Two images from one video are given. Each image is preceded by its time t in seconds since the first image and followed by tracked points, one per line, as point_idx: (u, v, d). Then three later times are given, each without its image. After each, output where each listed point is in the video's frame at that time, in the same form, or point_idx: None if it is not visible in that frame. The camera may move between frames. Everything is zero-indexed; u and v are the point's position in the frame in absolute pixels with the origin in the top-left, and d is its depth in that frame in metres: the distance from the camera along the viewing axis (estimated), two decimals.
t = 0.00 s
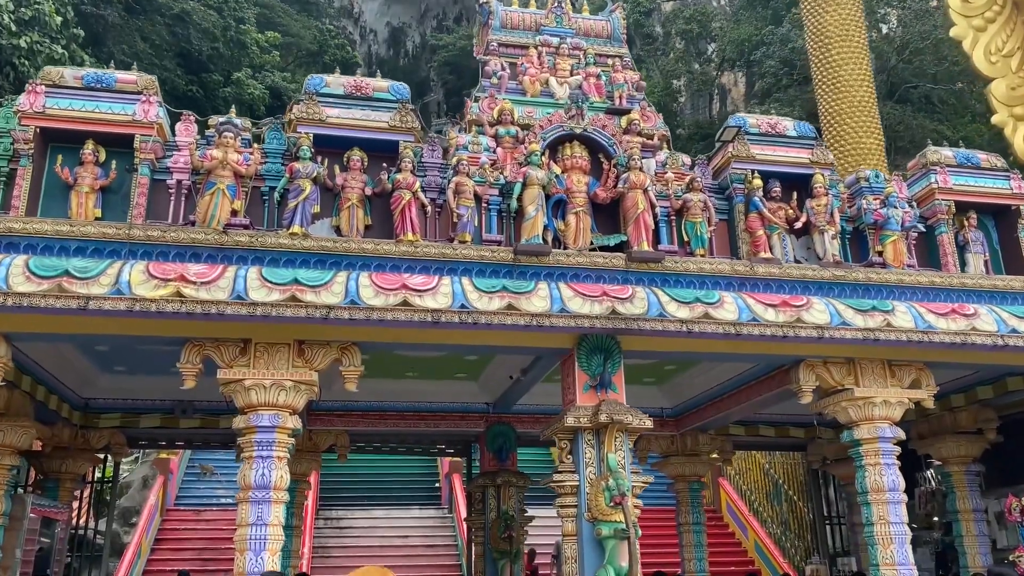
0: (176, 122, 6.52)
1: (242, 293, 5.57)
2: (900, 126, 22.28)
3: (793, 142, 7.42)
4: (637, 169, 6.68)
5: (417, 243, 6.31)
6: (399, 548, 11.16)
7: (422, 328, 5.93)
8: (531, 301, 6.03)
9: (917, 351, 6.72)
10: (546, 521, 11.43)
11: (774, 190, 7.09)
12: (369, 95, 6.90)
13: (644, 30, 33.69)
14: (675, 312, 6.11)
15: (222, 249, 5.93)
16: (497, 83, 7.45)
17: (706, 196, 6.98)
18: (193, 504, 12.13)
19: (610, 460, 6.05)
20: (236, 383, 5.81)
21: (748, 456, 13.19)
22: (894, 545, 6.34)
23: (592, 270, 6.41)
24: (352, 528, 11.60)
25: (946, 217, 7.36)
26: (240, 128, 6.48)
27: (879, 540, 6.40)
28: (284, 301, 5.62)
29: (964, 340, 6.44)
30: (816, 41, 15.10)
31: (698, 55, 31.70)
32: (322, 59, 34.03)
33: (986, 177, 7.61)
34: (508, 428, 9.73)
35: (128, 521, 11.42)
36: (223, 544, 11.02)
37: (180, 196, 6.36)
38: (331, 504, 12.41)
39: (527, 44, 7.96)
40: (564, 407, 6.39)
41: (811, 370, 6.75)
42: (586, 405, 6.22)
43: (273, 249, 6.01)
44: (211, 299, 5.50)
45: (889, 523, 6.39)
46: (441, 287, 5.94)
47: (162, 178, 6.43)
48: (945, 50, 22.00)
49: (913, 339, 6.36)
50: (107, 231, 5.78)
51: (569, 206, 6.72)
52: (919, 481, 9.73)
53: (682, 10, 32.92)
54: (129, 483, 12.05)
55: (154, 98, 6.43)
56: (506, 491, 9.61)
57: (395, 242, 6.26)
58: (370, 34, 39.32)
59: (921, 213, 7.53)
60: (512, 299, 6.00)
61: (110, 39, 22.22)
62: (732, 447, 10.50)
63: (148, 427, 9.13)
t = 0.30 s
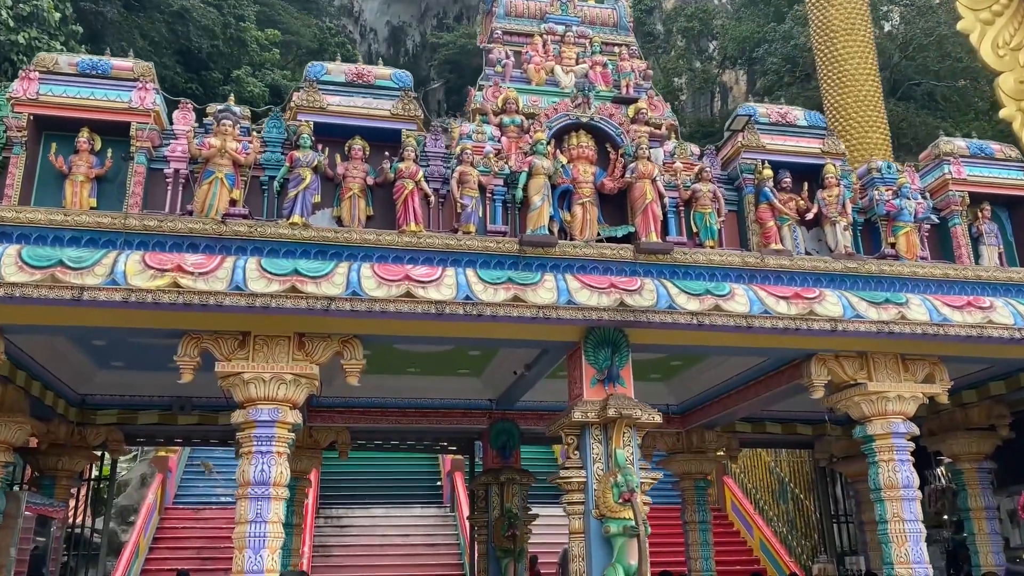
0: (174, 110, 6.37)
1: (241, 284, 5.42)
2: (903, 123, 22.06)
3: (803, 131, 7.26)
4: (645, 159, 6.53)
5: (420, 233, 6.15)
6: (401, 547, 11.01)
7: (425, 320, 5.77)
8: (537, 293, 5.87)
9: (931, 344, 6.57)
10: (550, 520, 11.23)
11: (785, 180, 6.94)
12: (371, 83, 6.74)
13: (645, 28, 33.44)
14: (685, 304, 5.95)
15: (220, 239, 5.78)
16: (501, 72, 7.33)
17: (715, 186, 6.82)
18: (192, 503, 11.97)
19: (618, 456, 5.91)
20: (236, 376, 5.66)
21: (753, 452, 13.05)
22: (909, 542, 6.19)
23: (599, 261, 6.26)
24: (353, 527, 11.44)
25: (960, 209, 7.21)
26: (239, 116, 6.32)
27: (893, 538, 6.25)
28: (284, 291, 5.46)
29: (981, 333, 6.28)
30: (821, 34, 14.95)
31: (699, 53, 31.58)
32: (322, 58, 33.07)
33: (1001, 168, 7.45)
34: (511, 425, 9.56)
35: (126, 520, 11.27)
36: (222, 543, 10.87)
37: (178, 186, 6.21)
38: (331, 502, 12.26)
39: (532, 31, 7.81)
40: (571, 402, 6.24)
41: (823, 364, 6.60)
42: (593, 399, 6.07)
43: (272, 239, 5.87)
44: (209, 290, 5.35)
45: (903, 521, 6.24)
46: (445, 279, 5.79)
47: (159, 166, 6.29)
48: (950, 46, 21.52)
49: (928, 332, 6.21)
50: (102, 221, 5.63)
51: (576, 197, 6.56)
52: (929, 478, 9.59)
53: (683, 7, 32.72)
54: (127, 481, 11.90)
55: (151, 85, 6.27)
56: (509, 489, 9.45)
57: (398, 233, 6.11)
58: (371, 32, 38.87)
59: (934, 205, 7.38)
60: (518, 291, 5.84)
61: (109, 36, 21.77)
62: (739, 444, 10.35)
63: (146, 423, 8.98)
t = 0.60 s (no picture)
0: (169, 95, 6.20)
1: (237, 272, 5.25)
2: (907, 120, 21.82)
3: (814, 119, 7.09)
4: (652, 146, 6.36)
5: (422, 221, 5.98)
6: (402, 545, 10.84)
7: (427, 311, 5.60)
8: (543, 283, 5.70)
9: (947, 336, 6.40)
10: (553, 518, 11.05)
11: (795, 168, 6.78)
12: (371, 68, 6.56)
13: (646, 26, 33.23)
14: (694, 294, 5.78)
15: (216, 227, 5.61)
16: (505, 58, 7.14)
17: (724, 174, 6.66)
18: (190, 501, 11.79)
19: (626, 451, 5.74)
20: (233, 367, 5.49)
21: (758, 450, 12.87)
22: (924, 539, 6.02)
23: (606, 251, 6.09)
24: (353, 525, 11.27)
25: (974, 198, 7.05)
26: (236, 101, 6.15)
27: (908, 535, 6.08)
28: (282, 280, 5.29)
29: (998, 324, 6.12)
30: (826, 27, 14.80)
31: (700, 50, 31.37)
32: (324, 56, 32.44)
33: (1015, 157, 7.28)
34: (514, 421, 9.38)
35: (122, 518, 11.10)
36: (220, 541, 10.70)
37: (173, 173, 6.04)
38: (331, 500, 12.08)
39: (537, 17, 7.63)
40: (577, 395, 6.08)
41: (835, 357, 6.43)
42: (600, 392, 5.91)
43: (270, 228, 5.70)
44: (205, 279, 5.18)
45: (919, 518, 6.07)
46: (448, 268, 5.62)
47: (153, 153, 6.12)
48: (953, 43, 21.22)
49: (944, 323, 6.04)
50: (95, 207, 5.46)
51: (581, 185, 6.40)
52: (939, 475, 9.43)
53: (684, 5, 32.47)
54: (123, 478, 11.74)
55: (145, 69, 6.09)
56: (511, 486, 9.27)
57: (399, 221, 5.93)
58: (372, 31, 38.32)
59: (948, 194, 7.21)
60: (523, 281, 5.67)
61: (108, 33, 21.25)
62: (746, 441, 10.17)
63: (142, 419, 8.80)
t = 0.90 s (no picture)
0: (165, 83, 6.03)
1: (236, 263, 5.08)
2: (911, 118, 21.58)
3: (827, 109, 6.92)
4: (662, 135, 6.19)
5: (426, 212, 5.81)
6: (404, 546, 10.67)
7: (432, 304, 5.43)
8: (551, 275, 5.53)
9: (965, 331, 6.23)
10: (557, 517, 10.89)
11: (808, 159, 6.61)
12: (373, 55, 6.39)
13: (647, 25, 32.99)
14: (707, 287, 5.61)
15: (214, 217, 5.44)
16: (511, 46, 6.97)
17: (736, 165, 6.49)
18: (189, 500, 11.62)
19: (636, 448, 5.56)
20: (231, 362, 5.33)
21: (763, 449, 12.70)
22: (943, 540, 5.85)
23: (615, 243, 5.92)
24: (354, 525, 11.11)
25: (992, 190, 6.89)
26: (235, 89, 5.99)
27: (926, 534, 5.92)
28: (282, 272, 5.13)
29: (1018, 319, 5.95)
30: (833, 22, 14.65)
31: (702, 49, 31.08)
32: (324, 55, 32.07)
33: None
34: (519, 419, 9.24)
35: (120, 518, 10.93)
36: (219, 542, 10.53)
37: (170, 163, 5.88)
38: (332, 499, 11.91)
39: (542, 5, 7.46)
40: (586, 391, 5.91)
41: (850, 353, 6.26)
42: (610, 388, 5.74)
43: (270, 219, 5.53)
44: (202, 270, 5.01)
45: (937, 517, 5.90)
46: (453, 260, 5.45)
47: (150, 142, 5.96)
48: (957, 40, 20.81)
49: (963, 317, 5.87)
50: (89, 197, 5.29)
51: (589, 175, 6.23)
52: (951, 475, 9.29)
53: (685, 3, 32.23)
54: (120, 478, 11.57)
55: (141, 56, 5.93)
56: (516, 485, 9.09)
57: (403, 212, 5.77)
58: (371, 30, 37.90)
59: (963, 186, 7.05)
60: (530, 272, 5.50)
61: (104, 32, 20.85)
62: (754, 439, 10.01)
63: (139, 417, 8.64)
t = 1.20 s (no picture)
0: (165, 68, 5.87)
1: (237, 251, 4.92)
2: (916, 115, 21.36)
3: (843, 96, 6.76)
4: (675, 121, 6.03)
5: (432, 199, 5.65)
6: (407, 544, 10.50)
7: (439, 294, 5.26)
8: (562, 264, 5.36)
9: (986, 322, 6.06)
10: (563, 516, 10.72)
11: (824, 147, 6.45)
12: (378, 39, 6.23)
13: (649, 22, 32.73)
14: (722, 277, 5.44)
15: (214, 204, 5.28)
16: (518, 31, 6.79)
17: (750, 152, 6.33)
18: (189, 499, 11.45)
19: (650, 443, 5.43)
20: (233, 353, 5.16)
21: (771, 446, 12.54)
22: (964, 537, 5.67)
23: (627, 232, 5.76)
24: (357, 523, 10.94)
25: (1011, 179, 6.73)
26: (236, 73, 5.82)
27: (946, 532, 5.74)
28: (284, 259, 4.95)
29: None
30: (840, 15, 14.49)
31: (704, 47, 30.59)
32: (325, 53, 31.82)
33: None
34: (524, 416, 9.03)
35: (119, 516, 10.76)
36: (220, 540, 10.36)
37: (169, 149, 5.71)
38: (334, 498, 11.75)
39: None
40: (597, 384, 5.75)
41: (867, 345, 6.10)
42: (622, 380, 5.58)
43: (272, 206, 5.37)
44: (202, 257, 4.84)
45: (958, 514, 5.74)
46: (461, 249, 5.29)
47: (148, 128, 5.79)
48: (962, 36, 20.57)
49: (985, 308, 5.70)
50: (85, 183, 5.13)
51: (600, 163, 6.07)
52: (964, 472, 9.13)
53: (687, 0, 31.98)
54: (119, 476, 11.41)
55: (139, 38, 5.76)
56: (522, 483, 8.93)
57: (409, 200, 5.60)
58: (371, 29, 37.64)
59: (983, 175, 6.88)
60: (541, 261, 5.34)
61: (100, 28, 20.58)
62: (763, 436, 9.84)
63: (138, 412, 8.46)
